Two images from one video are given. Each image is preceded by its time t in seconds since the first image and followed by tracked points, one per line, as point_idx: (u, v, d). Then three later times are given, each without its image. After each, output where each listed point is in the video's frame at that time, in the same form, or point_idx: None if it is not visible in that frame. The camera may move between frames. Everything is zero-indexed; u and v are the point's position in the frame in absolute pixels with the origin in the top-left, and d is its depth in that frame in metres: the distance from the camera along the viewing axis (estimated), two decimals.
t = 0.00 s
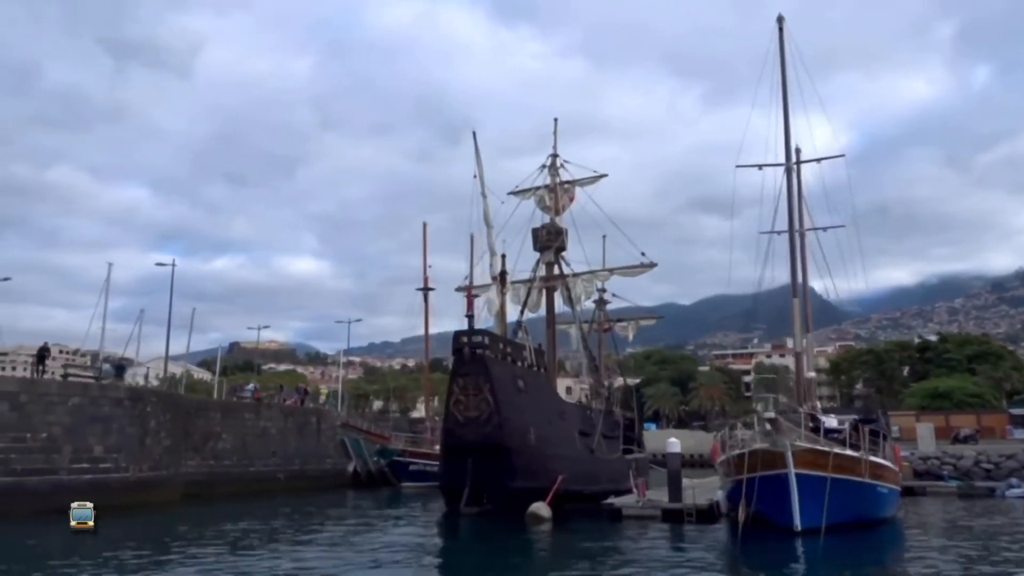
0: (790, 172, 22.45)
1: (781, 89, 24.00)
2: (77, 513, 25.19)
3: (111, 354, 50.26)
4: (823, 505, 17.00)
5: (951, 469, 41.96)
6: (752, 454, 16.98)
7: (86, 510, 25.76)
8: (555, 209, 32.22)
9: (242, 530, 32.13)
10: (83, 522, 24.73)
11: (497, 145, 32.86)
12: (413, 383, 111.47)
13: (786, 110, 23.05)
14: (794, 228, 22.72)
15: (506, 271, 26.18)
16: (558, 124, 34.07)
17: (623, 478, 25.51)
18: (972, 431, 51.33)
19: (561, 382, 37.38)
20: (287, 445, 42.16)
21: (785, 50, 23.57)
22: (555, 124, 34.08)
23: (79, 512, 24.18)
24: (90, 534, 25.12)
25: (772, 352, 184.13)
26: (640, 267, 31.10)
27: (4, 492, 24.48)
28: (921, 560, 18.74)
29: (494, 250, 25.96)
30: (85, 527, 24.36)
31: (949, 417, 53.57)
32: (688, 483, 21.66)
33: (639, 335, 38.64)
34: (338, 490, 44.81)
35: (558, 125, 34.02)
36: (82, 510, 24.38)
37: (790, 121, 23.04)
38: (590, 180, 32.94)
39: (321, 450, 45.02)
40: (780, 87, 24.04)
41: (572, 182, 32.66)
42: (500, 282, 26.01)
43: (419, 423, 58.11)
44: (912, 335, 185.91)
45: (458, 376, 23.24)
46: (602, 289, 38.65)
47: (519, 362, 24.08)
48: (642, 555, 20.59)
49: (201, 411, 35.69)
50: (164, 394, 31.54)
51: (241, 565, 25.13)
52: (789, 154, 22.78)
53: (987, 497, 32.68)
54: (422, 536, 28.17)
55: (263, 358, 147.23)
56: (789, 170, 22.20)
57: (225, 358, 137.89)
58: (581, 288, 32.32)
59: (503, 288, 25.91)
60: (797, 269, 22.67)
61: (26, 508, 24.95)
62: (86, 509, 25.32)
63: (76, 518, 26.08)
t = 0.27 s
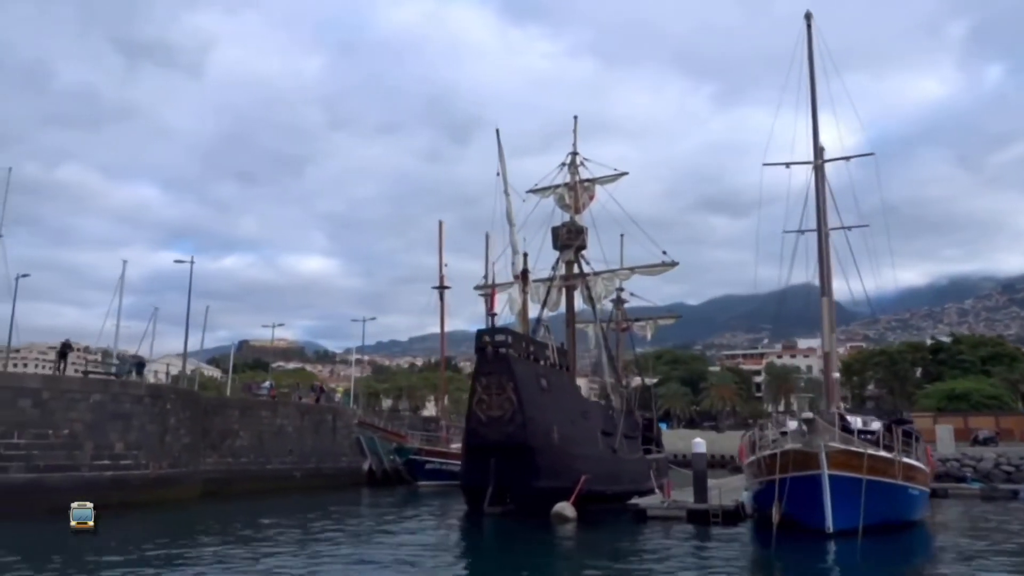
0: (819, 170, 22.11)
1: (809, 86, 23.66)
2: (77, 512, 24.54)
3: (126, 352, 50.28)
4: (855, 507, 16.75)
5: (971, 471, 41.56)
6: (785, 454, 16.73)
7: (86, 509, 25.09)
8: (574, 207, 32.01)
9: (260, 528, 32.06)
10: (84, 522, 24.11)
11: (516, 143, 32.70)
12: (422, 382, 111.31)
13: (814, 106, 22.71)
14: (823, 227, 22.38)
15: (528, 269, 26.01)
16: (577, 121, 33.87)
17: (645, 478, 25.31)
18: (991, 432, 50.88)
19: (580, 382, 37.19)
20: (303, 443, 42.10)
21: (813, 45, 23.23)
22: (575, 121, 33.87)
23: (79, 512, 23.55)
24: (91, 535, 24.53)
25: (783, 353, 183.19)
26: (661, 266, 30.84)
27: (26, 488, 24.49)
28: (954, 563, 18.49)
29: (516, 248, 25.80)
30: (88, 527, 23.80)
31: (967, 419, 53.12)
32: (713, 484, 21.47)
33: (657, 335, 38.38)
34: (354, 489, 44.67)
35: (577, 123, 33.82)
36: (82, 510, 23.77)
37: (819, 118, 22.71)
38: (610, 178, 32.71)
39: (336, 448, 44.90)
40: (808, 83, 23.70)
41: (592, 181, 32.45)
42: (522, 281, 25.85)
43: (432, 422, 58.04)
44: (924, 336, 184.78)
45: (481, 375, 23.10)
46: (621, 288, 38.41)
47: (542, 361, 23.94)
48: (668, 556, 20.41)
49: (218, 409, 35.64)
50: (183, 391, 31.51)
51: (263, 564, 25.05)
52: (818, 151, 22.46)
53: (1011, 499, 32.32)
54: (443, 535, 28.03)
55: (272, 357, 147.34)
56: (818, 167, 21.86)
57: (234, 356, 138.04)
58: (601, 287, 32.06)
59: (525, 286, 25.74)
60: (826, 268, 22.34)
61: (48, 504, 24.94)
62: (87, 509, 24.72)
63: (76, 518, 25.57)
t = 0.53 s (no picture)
0: (846, 167, 21.80)
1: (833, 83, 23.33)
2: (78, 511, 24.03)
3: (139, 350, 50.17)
4: (888, 507, 16.55)
5: (992, 471, 41.21)
6: (818, 454, 16.56)
7: (87, 509, 24.59)
8: (593, 205, 31.78)
9: (279, 527, 32.01)
10: (86, 522, 23.64)
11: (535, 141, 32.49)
12: (432, 381, 111.18)
13: (841, 103, 22.37)
14: (850, 226, 22.05)
15: (549, 268, 25.81)
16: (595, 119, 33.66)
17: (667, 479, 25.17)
18: (1010, 432, 50.47)
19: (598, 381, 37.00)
20: (319, 443, 42.07)
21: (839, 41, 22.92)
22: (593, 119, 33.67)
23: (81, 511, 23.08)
24: (92, 535, 24.06)
25: (793, 352, 182.30)
26: (681, 265, 30.58)
27: (49, 488, 24.54)
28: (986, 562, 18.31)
29: (538, 247, 25.60)
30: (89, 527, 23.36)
31: (985, 418, 52.71)
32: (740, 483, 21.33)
33: (674, 334, 38.19)
34: (370, 488, 44.61)
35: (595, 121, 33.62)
36: (84, 510, 23.30)
37: (845, 115, 22.39)
38: (629, 176, 32.48)
39: (352, 447, 44.85)
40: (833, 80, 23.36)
41: (611, 179, 32.22)
42: (543, 279, 25.66)
43: (446, 422, 57.99)
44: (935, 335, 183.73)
45: (504, 374, 22.95)
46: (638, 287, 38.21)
47: (565, 360, 23.77)
48: (694, 556, 20.28)
49: (236, 408, 35.63)
50: (202, 391, 31.49)
51: (285, 563, 25.00)
52: (844, 149, 22.16)
53: None
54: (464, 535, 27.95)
55: (281, 357, 147.30)
56: (845, 165, 21.54)
57: (243, 356, 138.07)
58: (620, 285, 31.81)
59: (546, 285, 25.56)
60: (854, 266, 22.03)
61: (70, 503, 24.96)
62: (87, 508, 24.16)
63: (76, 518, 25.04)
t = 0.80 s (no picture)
0: (871, 165, 21.55)
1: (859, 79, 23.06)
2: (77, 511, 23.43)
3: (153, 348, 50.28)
4: (920, 507, 16.29)
5: (1012, 472, 40.83)
6: (849, 454, 16.31)
7: (87, 508, 23.93)
8: (612, 203, 31.58)
9: (296, 525, 31.99)
10: (84, 522, 23.05)
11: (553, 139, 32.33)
12: (441, 379, 111.17)
13: (867, 100, 22.11)
14: (876, 224, 21.80)
15: (570, 266, 25.66)
16: (613, 116, 33.44)
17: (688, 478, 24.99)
18: None
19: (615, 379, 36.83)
20: (335, 440, 42.05)
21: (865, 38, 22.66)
22: (611, 116, 33.45)
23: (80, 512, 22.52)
24: (91, 534, 23.50)
25: (804, 353, 181.39)
26: (700, 263, 30.35)
27: (69, 484, 24.54)
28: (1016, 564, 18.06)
29: (558, 244, 25.43)
30: (88, 527, 22.84)
31: (1003, 419, 52.28)
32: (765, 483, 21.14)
33: (692, 332, 37.99)
34: (384, 486, 44.58)
35: (614, 118, 33.40)
36: (83, 510, 22.73)
37: (871, 112, 22.12)
38: (647, 174, 32.27)
39: (367, 445, 44.82)
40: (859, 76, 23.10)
41: (630, 176, 32.03)
42: (563, 277, 25.48)
43: (459, 420, 57.93)
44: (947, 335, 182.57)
45: (525, 372, 22.82)
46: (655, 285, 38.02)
47: (587, 358, 23.62)
48: (719, 556, 20.11)
49: (252, 406, 35.62)
50: (220, 388, 31.48)
51: (305, 561, 24.96)
52: (870, 146, 21.91)
53: None
54: (483, 534, 27.87)
55: (290, 355, 147.43)
56: (872, 162, 21.29)
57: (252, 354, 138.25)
58: (639, 284, 31.61)
59: (567, 283, 25.39)
60: (880, 265, 21.79)
61: (90, 500, 24.96)
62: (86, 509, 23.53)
63: (75, 518, 24.49)
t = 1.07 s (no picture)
0: (900, 161, 21.29)
1: (886, 74, 22.78)
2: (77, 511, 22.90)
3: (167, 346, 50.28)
4: (956, 507, 16.07)
5: None
6: (882, 454, 16.22)
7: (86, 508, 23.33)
8: (631, 200, 31.36)
9: (314, 524, 31.97)
10: (84, 522, 22.52)
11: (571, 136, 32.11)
12: (450, 377, 110.98)
13: (894, 95, 21.83)
14: (904, 221, 21.54)
15: (591, 263, 25.44)
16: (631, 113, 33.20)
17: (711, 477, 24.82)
18: None
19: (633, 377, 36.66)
20: (350, 438, 41.99)
21: (892, 32, 22.38)
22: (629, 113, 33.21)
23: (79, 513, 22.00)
24: (90, 534, 23.00)
25: (814, 351, 180.45)
26: (721, 261, 30.11)
27: (91, 482, 24.53)
28: None
29: (579, 241, 25.23)
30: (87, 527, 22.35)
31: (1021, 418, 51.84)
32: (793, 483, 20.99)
33: (710, 330, 37.77)
34: (400, 484, 44.53)
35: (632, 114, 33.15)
36: (81, 511, 22.18)
37: (898, 107, 21.84)
38: (666, 170, 32.02)
39: (382, 444, 44.75)
40: (886, 71, 22.81)
41: (648, 173, 31.77)
42: (585, 274, 25.28)
43: (472, 418, 57.80)
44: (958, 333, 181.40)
45: (548, 370, 22.66)
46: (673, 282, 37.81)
47: (610, 356, 23.46)
48: (746, 555, 19.97)
49: (270, 404, 35.57)
50: (239, 387, 31.46)
51: (326, 560, 24.91)
52: (898, 142, 21.64)
53: None
54: (503, 533, 27.75)
55: (298, 352, 147.39)
56: (900, 158, 21.03)
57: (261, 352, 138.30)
58: (659, 281, 31.39)
59: (588, 280, 25.22)
60: (908, 262, 21.53)
61: (111, 498, 24.95)
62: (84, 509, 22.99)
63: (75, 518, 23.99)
